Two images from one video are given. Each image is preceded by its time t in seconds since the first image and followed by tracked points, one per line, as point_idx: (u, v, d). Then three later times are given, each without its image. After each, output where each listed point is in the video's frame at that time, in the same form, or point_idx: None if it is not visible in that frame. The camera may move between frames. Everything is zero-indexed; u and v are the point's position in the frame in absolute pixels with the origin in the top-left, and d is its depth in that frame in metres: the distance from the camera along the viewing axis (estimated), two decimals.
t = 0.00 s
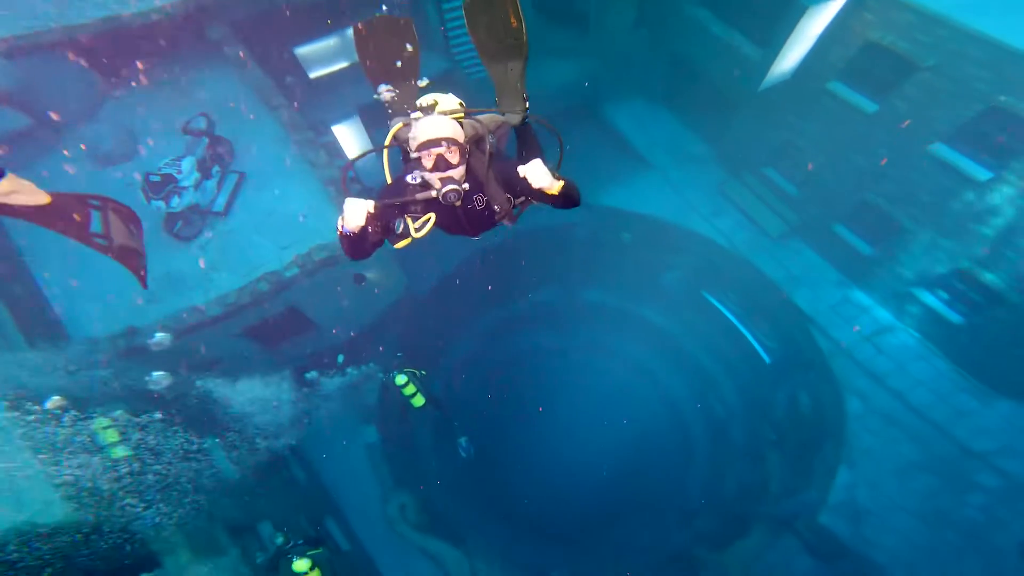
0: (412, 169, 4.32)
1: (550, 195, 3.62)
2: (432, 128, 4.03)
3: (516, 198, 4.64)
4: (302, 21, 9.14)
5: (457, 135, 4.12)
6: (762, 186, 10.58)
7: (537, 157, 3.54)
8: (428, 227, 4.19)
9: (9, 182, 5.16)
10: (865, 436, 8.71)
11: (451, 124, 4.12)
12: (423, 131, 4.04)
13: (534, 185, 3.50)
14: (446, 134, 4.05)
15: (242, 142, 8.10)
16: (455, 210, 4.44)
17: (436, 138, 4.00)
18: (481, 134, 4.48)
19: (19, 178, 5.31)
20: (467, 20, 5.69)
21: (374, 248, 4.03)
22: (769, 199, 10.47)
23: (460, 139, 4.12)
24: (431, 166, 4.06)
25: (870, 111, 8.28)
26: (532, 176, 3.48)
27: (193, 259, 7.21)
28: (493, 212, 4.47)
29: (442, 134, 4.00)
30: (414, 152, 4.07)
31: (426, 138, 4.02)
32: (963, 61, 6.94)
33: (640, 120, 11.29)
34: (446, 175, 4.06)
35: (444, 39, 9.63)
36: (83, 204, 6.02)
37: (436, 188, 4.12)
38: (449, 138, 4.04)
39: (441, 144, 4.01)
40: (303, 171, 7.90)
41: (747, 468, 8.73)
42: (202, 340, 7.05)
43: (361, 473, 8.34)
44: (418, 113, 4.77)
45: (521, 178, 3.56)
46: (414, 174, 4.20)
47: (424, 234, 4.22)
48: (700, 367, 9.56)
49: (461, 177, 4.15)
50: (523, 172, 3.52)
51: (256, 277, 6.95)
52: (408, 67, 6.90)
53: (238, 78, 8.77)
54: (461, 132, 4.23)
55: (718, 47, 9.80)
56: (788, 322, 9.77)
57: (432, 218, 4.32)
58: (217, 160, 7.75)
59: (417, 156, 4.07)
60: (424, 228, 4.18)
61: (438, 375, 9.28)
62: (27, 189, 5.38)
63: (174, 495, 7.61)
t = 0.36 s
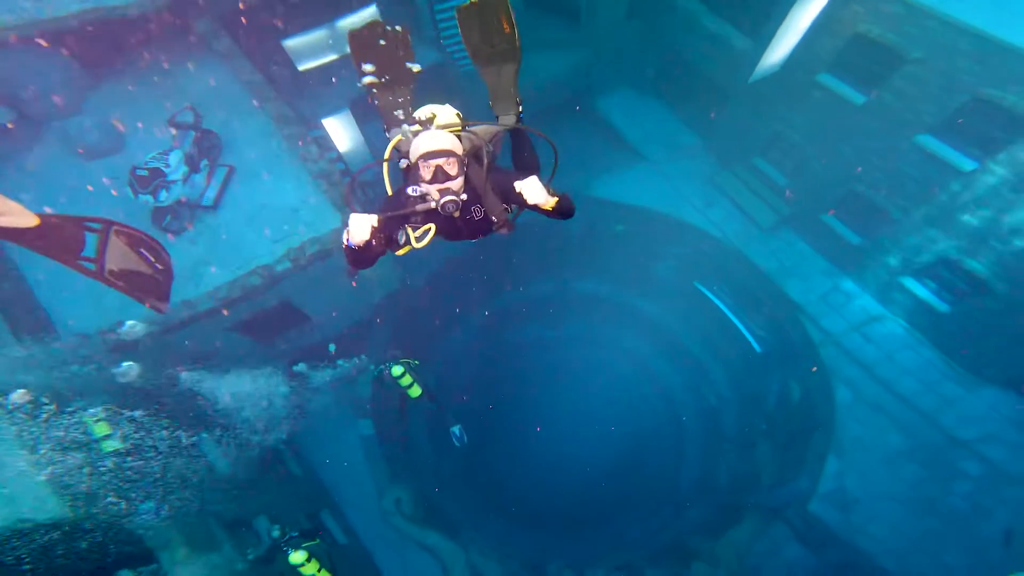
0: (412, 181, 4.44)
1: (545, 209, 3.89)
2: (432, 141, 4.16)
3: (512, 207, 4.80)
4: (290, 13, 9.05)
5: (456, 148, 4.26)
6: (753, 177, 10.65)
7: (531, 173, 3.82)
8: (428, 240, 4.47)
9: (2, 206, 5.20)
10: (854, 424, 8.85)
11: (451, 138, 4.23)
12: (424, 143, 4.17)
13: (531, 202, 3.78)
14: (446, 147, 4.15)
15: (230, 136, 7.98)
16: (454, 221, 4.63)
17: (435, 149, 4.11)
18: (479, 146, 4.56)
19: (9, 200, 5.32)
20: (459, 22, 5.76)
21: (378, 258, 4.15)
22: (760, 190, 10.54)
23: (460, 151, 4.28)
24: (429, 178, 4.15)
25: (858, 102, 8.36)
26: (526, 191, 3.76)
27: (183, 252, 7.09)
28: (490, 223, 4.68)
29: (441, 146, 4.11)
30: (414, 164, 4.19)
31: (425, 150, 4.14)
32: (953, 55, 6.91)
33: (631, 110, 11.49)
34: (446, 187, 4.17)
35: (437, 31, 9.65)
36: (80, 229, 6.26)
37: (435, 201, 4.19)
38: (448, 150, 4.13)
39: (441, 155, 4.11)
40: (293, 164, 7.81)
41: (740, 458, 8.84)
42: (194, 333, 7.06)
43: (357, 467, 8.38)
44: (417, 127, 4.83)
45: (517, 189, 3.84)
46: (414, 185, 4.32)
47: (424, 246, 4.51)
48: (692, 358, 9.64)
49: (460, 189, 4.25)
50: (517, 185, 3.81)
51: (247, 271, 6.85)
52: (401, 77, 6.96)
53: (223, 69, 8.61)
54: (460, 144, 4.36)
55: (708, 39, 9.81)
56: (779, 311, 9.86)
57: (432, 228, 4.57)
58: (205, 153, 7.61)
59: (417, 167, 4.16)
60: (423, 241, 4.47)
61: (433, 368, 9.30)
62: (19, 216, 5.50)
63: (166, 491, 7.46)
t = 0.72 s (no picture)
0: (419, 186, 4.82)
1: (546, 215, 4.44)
2: (439, 149, 4.51)
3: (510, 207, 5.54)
4: None
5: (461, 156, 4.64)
6: (750, 161, 10.62)
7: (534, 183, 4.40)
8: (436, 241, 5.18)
9: (4, 218, 5.70)
10: (852, 406, 8.91)
11: (454, 145, 4.59)
12: (431, 151, 4.52)
13: (534, 209, 4.35)
14: (450, 155, 4.52)
15: (224, 125, 7.92)
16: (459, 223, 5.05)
17: (442, 157, 4.47)
18: (481, 151, 4.85)
19: (11, 213, 5.82)
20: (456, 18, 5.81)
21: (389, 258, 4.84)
22: (758, 173, 10.51)
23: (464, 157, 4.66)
24: (436, 184, 4.53)
25: (854, 85, 8.34)
26: (530, 200, 4.33)
27: (183, 242, 7.12)
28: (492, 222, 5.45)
29: (446, 154, 4.48)
30: (422, 170, 4.55)
31: (433, 157, 4.48)
32: (950, 36, 6.89)
33: (629, 94, 11.27)
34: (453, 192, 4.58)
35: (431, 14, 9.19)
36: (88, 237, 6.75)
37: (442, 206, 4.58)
38: (453, 158, 4.49)
39: (447, 162, 4.49)
40: (287, 153, 7.81)
41: (738, 440, 8.97)
42: (195, 322, 7.18)
43: (359, 454, 8.46)
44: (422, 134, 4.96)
45: (522, 199, 4.39)
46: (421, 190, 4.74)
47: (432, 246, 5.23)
48: (691, 342, 9.70)
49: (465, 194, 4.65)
50: (522, 195, 4.36)
51: (246, 261, 6.92)
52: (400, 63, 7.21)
53: (215, 57, 8.51)
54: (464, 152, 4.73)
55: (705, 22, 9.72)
56: (777, 293, 9.88)
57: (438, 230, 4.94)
58: (200, 143, 7.56)
59: (424, 174, 4.52)
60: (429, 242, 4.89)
61: (432, 355, 9.32)
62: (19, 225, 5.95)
63: (172, 481, 7.39)
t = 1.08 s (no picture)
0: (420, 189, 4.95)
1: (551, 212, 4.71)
2: (433, 154, 4.54)
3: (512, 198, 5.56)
4: None
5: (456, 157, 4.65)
6: (747, 142, 10.59)
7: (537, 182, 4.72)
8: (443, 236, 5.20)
9: (5, 213, 5.62)
10: (847, 385, 9.02)
11: (449, 146, 4.60)
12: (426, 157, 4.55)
13: (539, 208, 4.69)
14: (446, 157, 4.55)
15: (216, 109, 7.80)
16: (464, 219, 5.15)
17: (438, 162, 4.51)
18: (480, 149, 4.86)
19: (12, 208, 5.72)
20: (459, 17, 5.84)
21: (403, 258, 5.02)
22: (754, 155, 10.47)
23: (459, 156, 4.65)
24: (439, 188, 4.66)
25: (852, 65, 8.32)
26: (535, 200, 4.67)
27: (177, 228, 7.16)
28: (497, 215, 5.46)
29: (442, 158, 4.53)
30: (421, 176, 4.62)
31: (429, 164, 4.52)
32: (946, 15, 6.91)
33: (624, 76, 11.02)
34: (456, 193, 4.70)
35: None
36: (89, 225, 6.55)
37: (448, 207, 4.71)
38: (449, 159, 4.54)
39: (445, 164, 4.54)
40: (282, 138, 7.76)
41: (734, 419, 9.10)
42: (194, 307, 7.24)
43: (360, 438, 8.54)
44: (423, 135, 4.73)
45: (526, 200, 4.74)
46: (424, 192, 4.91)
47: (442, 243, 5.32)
48: (687, 324, 9.78)
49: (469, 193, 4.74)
50: (526, 196, 4.71)
51: (244, 247, 7.10)
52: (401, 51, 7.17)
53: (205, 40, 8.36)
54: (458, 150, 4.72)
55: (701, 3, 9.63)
56: (773, 272, 9.85)
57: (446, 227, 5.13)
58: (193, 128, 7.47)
59: (425, 180, 4.61)
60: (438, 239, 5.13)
61: (430, 340, 9.33)
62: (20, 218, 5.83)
63: (174, 465, 7.56)
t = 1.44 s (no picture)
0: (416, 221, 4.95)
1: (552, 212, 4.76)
2: (419, 191, 4.56)
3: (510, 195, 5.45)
4: None
5: (439, 182, 4.61)
6: (743, 135, 10.57)
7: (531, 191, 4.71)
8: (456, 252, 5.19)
9: None
10: (844, 376, 9.07)
11: (429, 177, 4.59)
12: (414, 197, 4.60)
13: (537, 214, 4.76)
14: (432, 188, 4.55)
15: (210, 104, 7.71)
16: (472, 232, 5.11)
17: (426, 197, 4.53)
18: (469, 162, 4.78)
19: None
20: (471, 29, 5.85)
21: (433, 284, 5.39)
22: (751, 147, 10.47)
23: (440, 181, 4.60)
24: (438, 219, 4.61)
25: (848, 58, 8.30)
26: (532, 207, 4.73)
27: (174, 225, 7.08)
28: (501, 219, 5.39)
29: (428, 192, 4.53)
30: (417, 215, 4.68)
31: (419, 203, 4.57)
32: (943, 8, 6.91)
33: (620, 68, 11.11)
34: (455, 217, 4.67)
35: None
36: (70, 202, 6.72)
37: (454, 229, 4.73)
38: (434, 189, 4.54)
39: (434, 195, 4.54)
40: (277, 131, 7.58)
41: (731, 411, 9.16)
42: (192, 304, 7.20)
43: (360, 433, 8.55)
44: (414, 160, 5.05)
45: (524, 208, 4.79)
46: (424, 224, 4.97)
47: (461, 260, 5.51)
48: (685, 317, 9.81)
49: (468, 209, 4.70)
50: (523, 206, 4.75)
51: (241, 242, 6.96)
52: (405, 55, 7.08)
53: (197, 34, 8.27)
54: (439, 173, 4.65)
55: None
56: (770, 266, 9.90)
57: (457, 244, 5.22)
58: (188, 124, 7.41)
59: (422, 217, 4.64)
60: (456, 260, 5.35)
61: (428, 335, 9.33)
62: None
63: (173, 460, 7.65)
